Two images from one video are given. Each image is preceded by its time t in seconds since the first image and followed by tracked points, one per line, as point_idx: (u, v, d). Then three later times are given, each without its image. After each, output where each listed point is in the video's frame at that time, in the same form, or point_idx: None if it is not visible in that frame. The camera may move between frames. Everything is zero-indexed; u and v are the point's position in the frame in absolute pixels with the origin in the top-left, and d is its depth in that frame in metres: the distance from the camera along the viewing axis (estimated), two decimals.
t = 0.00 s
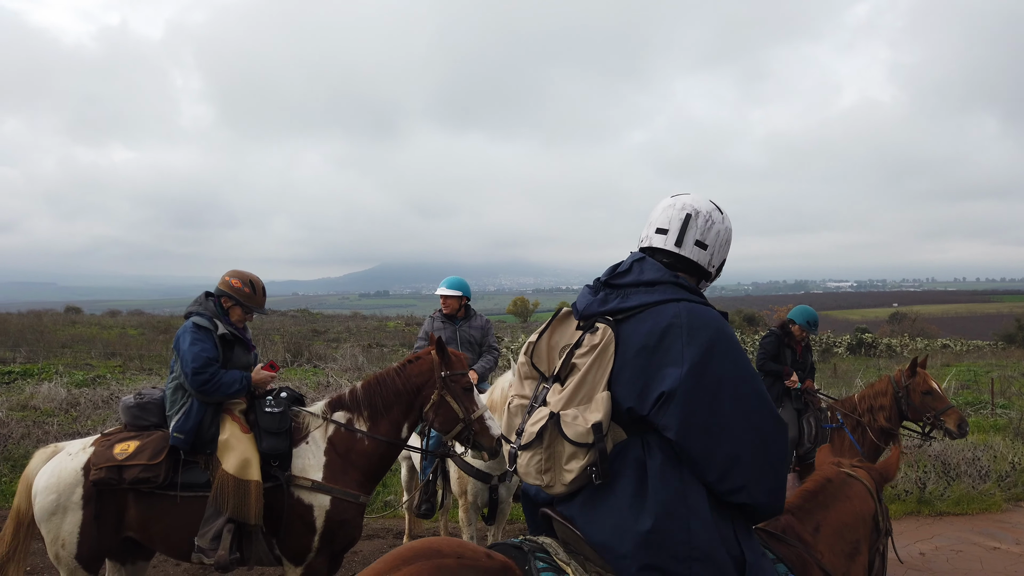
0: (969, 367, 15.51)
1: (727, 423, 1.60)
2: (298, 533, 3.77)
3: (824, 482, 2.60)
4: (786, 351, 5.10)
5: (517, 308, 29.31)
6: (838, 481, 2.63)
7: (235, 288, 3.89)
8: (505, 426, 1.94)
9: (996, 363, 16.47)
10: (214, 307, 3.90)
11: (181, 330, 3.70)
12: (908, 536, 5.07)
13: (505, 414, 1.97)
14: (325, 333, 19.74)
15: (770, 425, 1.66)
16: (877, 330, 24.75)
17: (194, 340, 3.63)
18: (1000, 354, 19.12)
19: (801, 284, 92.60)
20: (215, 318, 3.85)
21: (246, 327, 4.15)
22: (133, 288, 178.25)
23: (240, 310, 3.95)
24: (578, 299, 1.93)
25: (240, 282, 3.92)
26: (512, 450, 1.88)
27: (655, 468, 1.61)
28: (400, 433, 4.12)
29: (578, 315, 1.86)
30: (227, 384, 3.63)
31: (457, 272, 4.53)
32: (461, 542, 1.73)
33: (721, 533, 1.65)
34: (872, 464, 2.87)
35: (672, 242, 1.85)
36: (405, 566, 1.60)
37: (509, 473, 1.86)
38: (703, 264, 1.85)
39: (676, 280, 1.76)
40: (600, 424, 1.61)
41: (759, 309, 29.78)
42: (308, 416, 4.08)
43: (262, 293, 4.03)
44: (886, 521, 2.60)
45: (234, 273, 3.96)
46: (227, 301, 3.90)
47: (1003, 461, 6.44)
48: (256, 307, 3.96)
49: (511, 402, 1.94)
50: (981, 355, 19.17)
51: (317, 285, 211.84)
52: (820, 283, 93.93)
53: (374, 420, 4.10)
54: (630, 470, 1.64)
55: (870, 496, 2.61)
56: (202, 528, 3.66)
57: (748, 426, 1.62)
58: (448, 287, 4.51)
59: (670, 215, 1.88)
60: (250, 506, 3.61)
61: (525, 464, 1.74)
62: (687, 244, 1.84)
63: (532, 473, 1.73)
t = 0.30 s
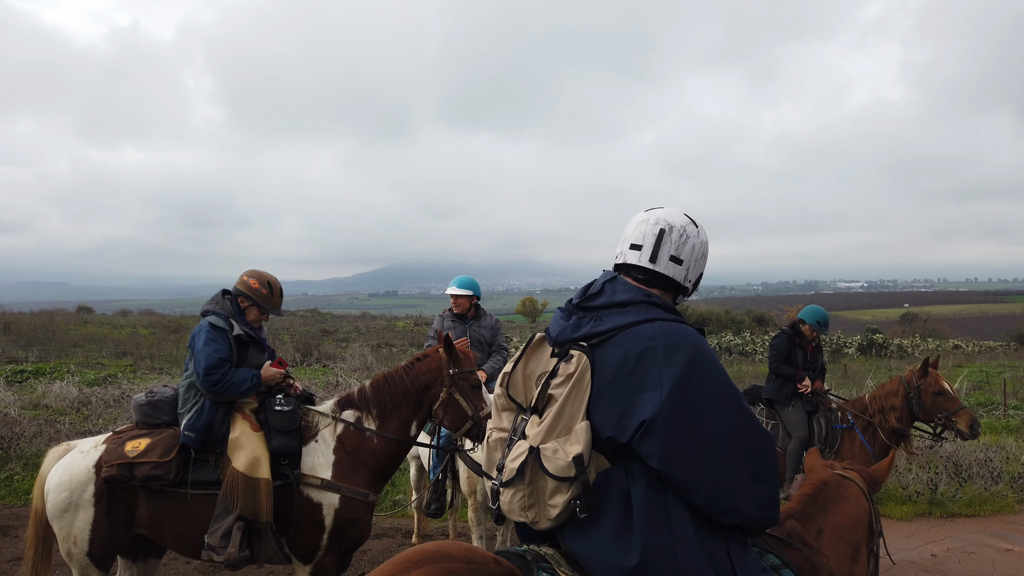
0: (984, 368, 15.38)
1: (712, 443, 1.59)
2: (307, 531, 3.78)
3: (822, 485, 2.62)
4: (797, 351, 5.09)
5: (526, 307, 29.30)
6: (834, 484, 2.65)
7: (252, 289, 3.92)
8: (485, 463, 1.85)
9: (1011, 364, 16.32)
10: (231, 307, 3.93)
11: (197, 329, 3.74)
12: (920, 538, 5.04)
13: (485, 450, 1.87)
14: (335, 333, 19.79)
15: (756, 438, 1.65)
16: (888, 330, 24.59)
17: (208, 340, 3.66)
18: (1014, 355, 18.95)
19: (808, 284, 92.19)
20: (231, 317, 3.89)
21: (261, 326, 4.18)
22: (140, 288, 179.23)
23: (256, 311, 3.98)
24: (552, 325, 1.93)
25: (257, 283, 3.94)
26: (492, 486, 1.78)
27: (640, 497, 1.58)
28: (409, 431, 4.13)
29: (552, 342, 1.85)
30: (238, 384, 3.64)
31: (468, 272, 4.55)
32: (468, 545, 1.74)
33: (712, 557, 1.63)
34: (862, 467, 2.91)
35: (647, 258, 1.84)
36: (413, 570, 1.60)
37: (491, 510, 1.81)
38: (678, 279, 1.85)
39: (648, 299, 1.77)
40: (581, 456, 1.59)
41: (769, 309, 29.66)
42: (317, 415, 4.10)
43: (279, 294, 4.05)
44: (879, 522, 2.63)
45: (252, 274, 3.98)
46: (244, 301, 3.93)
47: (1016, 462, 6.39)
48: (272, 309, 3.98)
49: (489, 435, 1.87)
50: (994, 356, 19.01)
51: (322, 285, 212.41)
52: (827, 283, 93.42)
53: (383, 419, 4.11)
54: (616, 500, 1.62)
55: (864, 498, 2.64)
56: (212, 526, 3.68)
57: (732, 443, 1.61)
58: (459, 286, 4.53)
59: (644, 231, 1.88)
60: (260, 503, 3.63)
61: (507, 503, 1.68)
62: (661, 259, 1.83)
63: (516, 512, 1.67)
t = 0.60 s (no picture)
0: (999, 369, 15.25)
1: (719, 443, 1.57)
2: (319, 530, 3.80)
3: (829, 485, 2.61)
4: (807, 351, 5.07)
5: (535, 307, 29.31)
6: (840, 483, 2.64)
7: (265, 291, 3.93)
8: (498, 492, 1.78)
9: None
10: (242, 308, 3.95)
11: (209, 332, 3.76)
12: (933, 539, 5.01)
13: (496, 478, 1.80)
14: (346, 332, 19.85)
15: (760, 430, 1.64)
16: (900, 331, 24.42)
17: (220, 344, 3.68)
18: None
19: (816, 283, 91.72)
20: (243, 319, 3.91)
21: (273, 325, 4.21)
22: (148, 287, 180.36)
23: (268, 313, 4.00)
24: (541, 341, 1.86)
25: (271, 286, 3.95)
26: (509, 514, 1.73)
27: (657, 508, 1.57)
28: (420, 430, 4.14)
29: (544, 360, 1.79)
30: (251, 390, 3.68)
31: (481, 272, 4.58)
32: (486, 543, 1.76)
33: (732, 552, 1.64)
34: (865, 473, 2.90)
35: (624, 257, 1.80)
36: (433, 566, 1.62)
37: (511, 539, 1.79)
38: (660, 273, 1.82)
39: (635, 303, 1.72)
40: (594, 478, 1.57)
41: (778, 309, 29.53)
42: (329, 414, 4.12)
43: (292, 296, 4.07)
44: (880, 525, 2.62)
45: (265, 275, 3.99)
46: (256, 303, 3.95)
47: None
48: (285, 311, 4.01)
49: (497, 463, 1.81)
50: (1009, 356, 18.84)
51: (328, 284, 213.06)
52: (835, 283, 92.87)
53: (394, 417, 4.11)
54: (633, 513, 1.61)
55: (869, 500, 2.63)
56: (225, 525, 3.70)
57: (738, 439, 1.60)
58: (472, 286, 4.56)
59: (616, 229, 1.83)
60: (271, 503, 3.65)
61: (528, 531, 1.66)
62: (640, 257, 1.80)
63: (538, 538, 1.65)
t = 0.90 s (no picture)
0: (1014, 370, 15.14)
1: (740, 443, 1.57)
2: (330, 530, 3.81)
3: (836, 485, 2.61)
4: (818, 352, 5.07)
5: (544, 307, 29.29)
6: (846, 485, 2.64)
7: (271, 292, 3.94)
8: (517, 488, 1.79)
9: None
10: (249, 309, 3.96)
11: (218, 334, 3.77)
12: (945, 540, 4.99)
13: (516, 474, 1.81)
14: (356, 332, 19.90)
15: (780, 431, 1.64)
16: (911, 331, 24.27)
17: (230, 346, 3.70)
18: None
19: (823, 282, 91.26)
20: (250, 320, 3.93)
21: (280, 325, 4.23)
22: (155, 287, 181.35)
23: (275, 313, 4.02)
24: (561, 338, 1.85)
25: (276, 287, 3.96)
26: (528, 509, 1.74)
27: (678, 506, 1.57)
28: (430, 430, 4.15)
29: (567, 358, 1.78)
30: (262, 395, 3.73)
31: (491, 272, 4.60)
32: (502, 542, 1.76)
33: (749, 553, 1.65)
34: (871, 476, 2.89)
35: (634, 256, 1.82)
36: (450, 565, 1.62)
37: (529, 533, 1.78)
38: (670, 270, 1.81)
39: (658, 303, 1.72)
40: (617, 474, 1.58)
41: (788, 309, 29.40)
42: (339, 415, 4.13)
43: (298, 295, 4.08)
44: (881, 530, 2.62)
45: (270, 276, 4.00)
46: (263, 304, 3.96)
47: None
48: (292, 311, 4.03)
49: (518, 459, 1.80)
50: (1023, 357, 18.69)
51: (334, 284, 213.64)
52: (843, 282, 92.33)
53: (404, 418, 4.13)
54: (654, 511, 1.61)
55: (873, 503, 2.62)
56: (236, 525, 3.72)
57: (758, 440, 1.60)
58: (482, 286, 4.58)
59: (627, 230, 1.85)
60: (282, 503, 3.67)
61: (548, 526, 1.66)
62: (648, 255, 1.81)
63: (558, 534, 1.65)
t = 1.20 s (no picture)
0: None
1: (748, 445, 1.57)
2: (338, 529, 3.82)
3: (837, 483, 2.60)
4: (826, 353, 5.08)
5: (551, 307, 29.29)
6: (847, 484, 2.64)
7: (277, 292, 3.96)
8: (528, 473, 1.81)
9: None
10: (256, 308, 3.98)
11: (226, 333, 3.79)
12: (955, 542, 4.98)
13: (528, 460, 1.83)
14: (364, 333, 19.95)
15: (790, 436, 1.63)
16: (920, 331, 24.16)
17: (238, 344, 3.72)
18: None
19: (830, 282, 90.89)
20: (257, 319, 3.94)
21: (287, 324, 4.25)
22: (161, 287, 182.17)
23: (282, 313, 4.04)
24: (580, 332, 1.86)
25: (282, 287, 3.98)
26: (538, 495, 1.75)
27: (685, 503, 1.57)
28: (438, 430, 4.15)
29: (584, 351, 1.79)
30: (271, 395, 3.74)
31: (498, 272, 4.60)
32: (518, 540, 1.76)
33: (755, 553, 1.64)
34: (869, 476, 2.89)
35: (638, 251, 1.89)
36: (470, 560, 1.63)
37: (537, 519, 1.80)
38: (670, 262, 1.80)
39: (678, 303, 1.72)
40: (623, 467, 1.58)
41: (796, 309, 29.30)
42: (347, 415, 4.14)
43: (304, 295, 4.11)
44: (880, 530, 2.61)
45: (277, 276, 4.02)
46: (269, 304, 3.99)
47: None
48: (299, 311, 4.05)
49: (532, 446, 1.82)
50: None
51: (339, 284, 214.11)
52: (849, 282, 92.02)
53: (411, 417, 4.13)
54: (660, 505, 1.62)
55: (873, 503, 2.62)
56: (245, 524, 3.74)
57: (765, 443, 1.59)
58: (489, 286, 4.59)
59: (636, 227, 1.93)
60: (290, 503, 3.68)
61: (555, 512, 1.68)
62: (648, 248, 1.84)
63: (564, 520, 1.66)
